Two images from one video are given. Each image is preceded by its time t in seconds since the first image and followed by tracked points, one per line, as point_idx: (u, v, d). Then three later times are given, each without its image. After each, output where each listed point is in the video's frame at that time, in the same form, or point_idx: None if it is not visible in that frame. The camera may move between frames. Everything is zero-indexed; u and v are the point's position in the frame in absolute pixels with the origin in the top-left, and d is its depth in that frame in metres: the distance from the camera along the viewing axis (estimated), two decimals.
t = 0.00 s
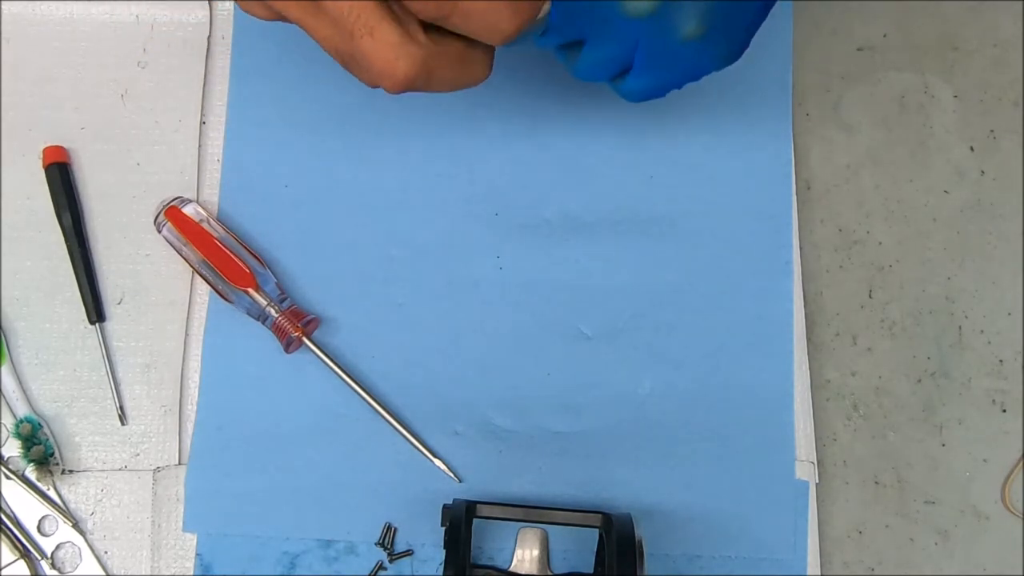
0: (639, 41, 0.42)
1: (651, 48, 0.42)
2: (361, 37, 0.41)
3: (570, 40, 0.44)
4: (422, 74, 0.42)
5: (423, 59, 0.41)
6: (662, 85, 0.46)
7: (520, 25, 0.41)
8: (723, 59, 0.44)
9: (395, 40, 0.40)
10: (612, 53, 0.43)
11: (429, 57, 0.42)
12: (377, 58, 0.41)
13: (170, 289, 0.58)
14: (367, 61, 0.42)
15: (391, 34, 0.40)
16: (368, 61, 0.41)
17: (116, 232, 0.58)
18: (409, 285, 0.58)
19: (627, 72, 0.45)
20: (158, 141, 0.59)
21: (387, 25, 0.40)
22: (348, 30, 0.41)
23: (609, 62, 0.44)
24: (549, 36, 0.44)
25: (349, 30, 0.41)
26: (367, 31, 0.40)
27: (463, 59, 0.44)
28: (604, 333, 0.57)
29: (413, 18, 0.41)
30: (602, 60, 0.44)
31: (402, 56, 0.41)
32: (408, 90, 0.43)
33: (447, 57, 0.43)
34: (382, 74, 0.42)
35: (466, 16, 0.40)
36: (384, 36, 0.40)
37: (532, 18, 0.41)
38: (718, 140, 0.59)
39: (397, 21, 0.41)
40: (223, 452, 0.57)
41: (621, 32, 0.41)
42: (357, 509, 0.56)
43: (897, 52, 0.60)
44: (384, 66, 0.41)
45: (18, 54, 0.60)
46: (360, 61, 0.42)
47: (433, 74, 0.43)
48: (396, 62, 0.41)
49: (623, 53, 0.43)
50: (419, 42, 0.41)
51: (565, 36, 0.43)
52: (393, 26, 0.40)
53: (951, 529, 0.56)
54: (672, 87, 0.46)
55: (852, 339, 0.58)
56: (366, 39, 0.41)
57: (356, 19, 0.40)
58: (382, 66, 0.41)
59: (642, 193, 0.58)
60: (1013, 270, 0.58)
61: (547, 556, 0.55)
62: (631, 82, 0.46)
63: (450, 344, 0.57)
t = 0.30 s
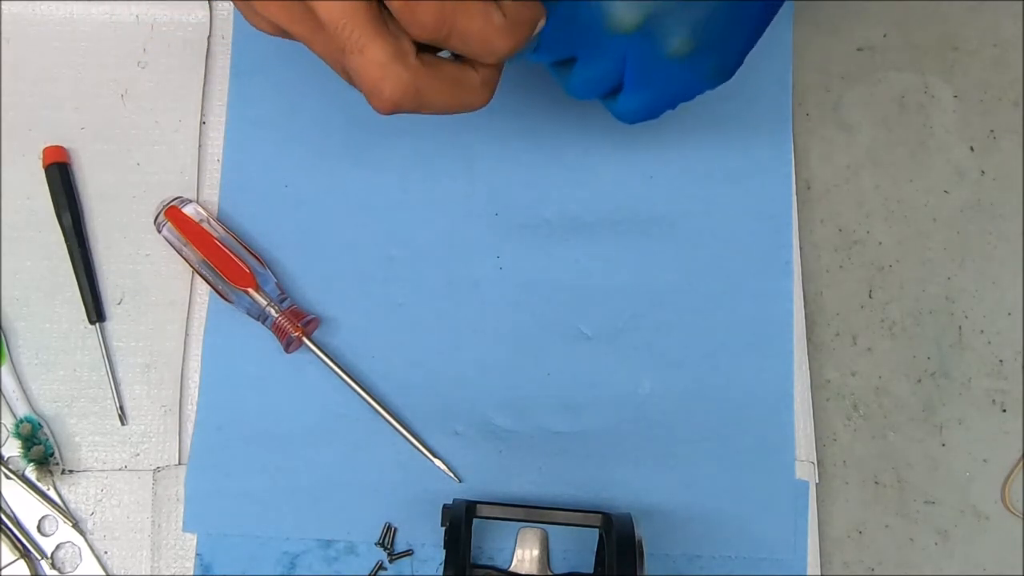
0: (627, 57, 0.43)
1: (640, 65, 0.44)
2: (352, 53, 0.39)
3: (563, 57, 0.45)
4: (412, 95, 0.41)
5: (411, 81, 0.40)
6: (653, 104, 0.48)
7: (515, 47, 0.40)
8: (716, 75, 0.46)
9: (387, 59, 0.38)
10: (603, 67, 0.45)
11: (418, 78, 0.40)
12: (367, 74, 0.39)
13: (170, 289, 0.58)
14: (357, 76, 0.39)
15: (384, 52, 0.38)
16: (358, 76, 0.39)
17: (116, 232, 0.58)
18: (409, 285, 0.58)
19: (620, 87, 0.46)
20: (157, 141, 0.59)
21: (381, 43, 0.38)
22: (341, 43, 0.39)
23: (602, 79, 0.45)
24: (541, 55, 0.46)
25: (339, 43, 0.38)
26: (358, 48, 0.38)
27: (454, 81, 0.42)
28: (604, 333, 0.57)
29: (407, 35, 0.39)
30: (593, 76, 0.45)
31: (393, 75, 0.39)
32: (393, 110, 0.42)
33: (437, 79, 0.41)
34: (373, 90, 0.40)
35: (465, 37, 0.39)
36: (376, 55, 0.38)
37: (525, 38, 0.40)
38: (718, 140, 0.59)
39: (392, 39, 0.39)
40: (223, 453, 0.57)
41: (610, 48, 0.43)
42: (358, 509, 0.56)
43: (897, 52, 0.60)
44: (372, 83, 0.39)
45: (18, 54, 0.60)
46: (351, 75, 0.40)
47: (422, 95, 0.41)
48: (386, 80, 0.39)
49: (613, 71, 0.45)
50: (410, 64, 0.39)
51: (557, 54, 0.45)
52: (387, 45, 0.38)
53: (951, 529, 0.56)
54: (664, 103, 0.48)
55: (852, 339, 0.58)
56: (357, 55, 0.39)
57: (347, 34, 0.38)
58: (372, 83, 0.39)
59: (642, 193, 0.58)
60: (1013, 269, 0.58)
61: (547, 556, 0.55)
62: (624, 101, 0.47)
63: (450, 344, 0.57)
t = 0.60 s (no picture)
0: (628, 50, 0.43)
1: (642, 58, 0.44)
2: (357, 47, 0.41)
3: (563, 49, 0.45)
4: (420, 85, 0.43)
5: (420, 72, 0.42)
6: (653, 96, 0.47)
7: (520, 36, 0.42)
8: (718, 62, 0.45)
9: (391, 53, 0.40)
10: (604, 60, 0.44)
11: (426, 69, 0.42)
12: (374, 69, 0.41)
13: (170, 289, 0.58)
14: (365, 71, 0.42)
15: (389, 47, 0.40)
16: (366, 71, 0.42)
17: (116, 232, 0.58)
18: (410, 285, 0.58)
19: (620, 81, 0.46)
20: (158, 142, 0.59)
21: (385, 37, 0.40)
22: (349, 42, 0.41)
23: (605, 73, 0.45)
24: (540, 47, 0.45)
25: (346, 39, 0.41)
26: (364, 44, 0.41)
27: (464, 70, 0.44)
28: (604, 333, 0.57)
29: (411, 29, 0.41)
30: (594, 68, 0.45)
31: (399, 68, 0.41)
32: (404, 101, 0.44)
33: (447, 69, 0.43)
34: (381, 83, 0.42)
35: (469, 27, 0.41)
36: (381, 49, 0.40)
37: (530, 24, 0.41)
38: (718, 140, 0.59)
39: (396, 32, 0.41)
40: (223, 452, 0.57)
41: (611, 42, 0.43)
42: (358, 509, 0.56)
43: (897, 52, 0.60)
44: (381, 78, 0.42)
45: (19, 54, 0.60)
46: (359, 70, 0.42)
47: (432, 86, 0.43)
48: (392, 74, 0.41)
49: (612, 64, 0.44)
50: (417, 55, 0.42)
51: (558, 44, 0.44)
52: (391, 38, 0.40)
53: (951, 529, 0.56)
54: (665, 95, 0.47)
55: (852, 339, 0.58)
56: (363, 50, 0.41)
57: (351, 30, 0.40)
58: (380, 77, 0.42)
59: (642, 193, 0.58)
60: (1013, 269, 0.58)
61: (547, 556, 0.55)
62: (623, 93, 0.47)
63: (449, 344, 0.57)
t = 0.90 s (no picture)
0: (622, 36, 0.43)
1: (637, 45, 0.43)
2: (344, 26, 0.42)
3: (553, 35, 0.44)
4: (410, 62, 0.43)
5: (409, 48, 0.42)
6: (647, 84, 0.46)
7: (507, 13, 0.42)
8: (711, 49, 0.44)
9: (378, 29, 0.41)
10: (598, 46, 0.43)
11: (417, 45, 0.43)
12: (363, 47, 0.42)
13: (170, 289, 0.58)
14: (355, 49, 0.43)
15: (374, 24, 0.41)
16: (355, 49, 0.43)
17: (116, 232, 0.58)
18: (410, 285, 0.58)
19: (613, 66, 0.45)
20: (158, 142, 0.59)
21: (371, 14, 0.41)
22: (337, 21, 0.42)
23: (596, 60, 0.44)
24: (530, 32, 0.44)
25: (333, 20, 0.42)
26: (351, 21, 0.42)
27: (454, 47, 0.44)
28: (604, 333, 0.57)
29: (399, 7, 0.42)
30: (587, 54, 0.44)
31: (387, 45, 0.42)
32: (397, 79, 0.44)
33: (439, 47, 0.44)
34: (371, 62, 0.43)
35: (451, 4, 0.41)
36: (367, 26, 0.41)
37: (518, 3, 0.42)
38: (718, 140, 0.59)
39: (382, 10, 0.42)
40: (222, 452, 0.57)
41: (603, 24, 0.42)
42: (357, 509, 0.56)
43: (897, 52, 0.60)
44: (369, 56, 0.42)
45: (19, 54, 0.60)
46: (350, 51, 0.43)
47: (424, 62, 0.44)
48: (381, 50, 0.42)
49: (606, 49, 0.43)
50: (407, 32, 0.42)
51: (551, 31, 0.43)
52: (376, 14, 0.41)
53: (951, 529, 0.56)
54: (662, 81, 0.46)
55: (852, 339, 0.58)
56: (351, 28, 0.42)
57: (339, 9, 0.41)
58: (368, 56, 0.43)
59: (642, 193, 0.58)
60: (1013, 269, 0.58)
61: (547, 556, 0.55)
62: (618, 77, 0.46)
63: (449, 345, 0.57)
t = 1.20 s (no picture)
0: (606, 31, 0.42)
1: (622, 36, 0.43)
2: (321, 25, 0.42)
3: (542, 32, 0.43)
4: (388, 61, 0.43)
5: (385, 48, 0.42)
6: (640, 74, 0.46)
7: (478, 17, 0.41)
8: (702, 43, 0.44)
9: (353, 29, 0.41)
10: (584, 41, 0.43)
11: (393, 45, 0.42)
12: (339, 44, 0.42)
13: (170, 289, 0.58)
14: (331, 46, 0.42)
15: (350, 22, 0.41)
16: (332, 48, 0.42)
17: (116, 232, 0.58)
18: (409, 284, 0.58)
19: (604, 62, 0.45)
20: (158, 142, 0.59)
21: (347, 13, 0.41)
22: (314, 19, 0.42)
23: (585, 54, 0.44)
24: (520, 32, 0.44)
25: (311, 18, 0.42)
26: (326, 21, 0.41)
27: (429, 48, 0.43)
28: (604, 333, 0.57)
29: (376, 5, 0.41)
30: (577, 51, 0.44)
31: (364, 44, 0.41)
32: (373, 79, 0.44)
33: (414, 47, 0.43)
34: (348, 61, 0.42)
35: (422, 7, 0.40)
36: (342, 25, 0.41)
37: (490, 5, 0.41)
38: (717, 140, 0.59)
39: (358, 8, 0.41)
40: (222, 452, 0.57)
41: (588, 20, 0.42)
42: (357, 509, 0.56)
43: (897, 52, 0.60)
44: (345, 55, 0.42)
45: (18, 54, 0.60)
46: (328, 50, 0.43)
47: (400, 62, 0.43)
48: (357, 50, 0.41)
49: (594, 43, 0.43)
50: (383, 32, 0.42)
51: (538, 28, 0.43)
52: (352, 13, 0.41)
53: (951, 529, 0.56)
54: (653, 73, 0.46)
55: (852, 339, 0.58)
56: (328, 27, 0.42)
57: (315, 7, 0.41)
58: (344, 55, 0.42)
59: (641, 193, 0.58)
60: (1013, 269, 0.58)
61: (547, 556, 0.55)
62: (609, 71, 0.45)
63: (449, 345, 0.57)
